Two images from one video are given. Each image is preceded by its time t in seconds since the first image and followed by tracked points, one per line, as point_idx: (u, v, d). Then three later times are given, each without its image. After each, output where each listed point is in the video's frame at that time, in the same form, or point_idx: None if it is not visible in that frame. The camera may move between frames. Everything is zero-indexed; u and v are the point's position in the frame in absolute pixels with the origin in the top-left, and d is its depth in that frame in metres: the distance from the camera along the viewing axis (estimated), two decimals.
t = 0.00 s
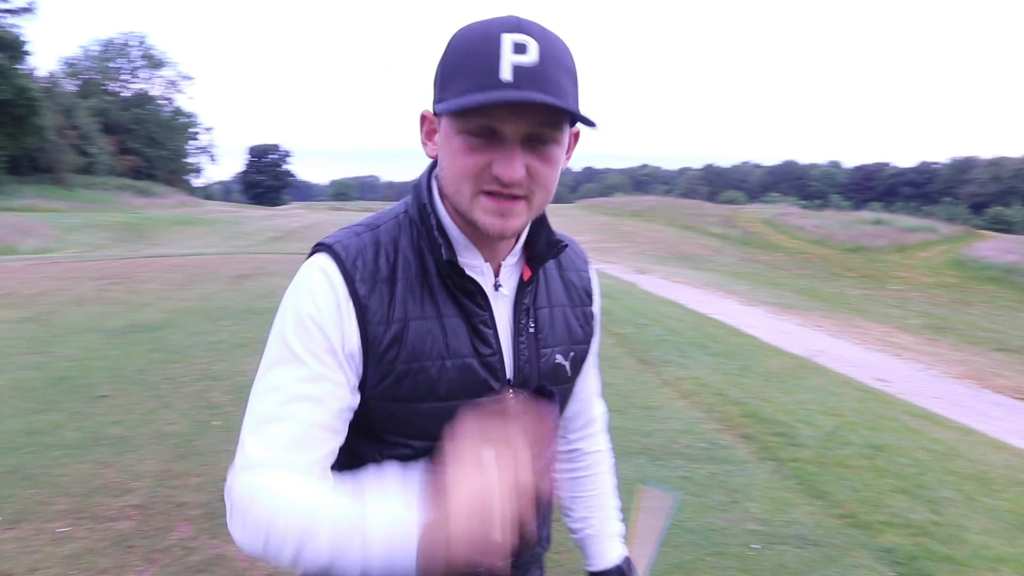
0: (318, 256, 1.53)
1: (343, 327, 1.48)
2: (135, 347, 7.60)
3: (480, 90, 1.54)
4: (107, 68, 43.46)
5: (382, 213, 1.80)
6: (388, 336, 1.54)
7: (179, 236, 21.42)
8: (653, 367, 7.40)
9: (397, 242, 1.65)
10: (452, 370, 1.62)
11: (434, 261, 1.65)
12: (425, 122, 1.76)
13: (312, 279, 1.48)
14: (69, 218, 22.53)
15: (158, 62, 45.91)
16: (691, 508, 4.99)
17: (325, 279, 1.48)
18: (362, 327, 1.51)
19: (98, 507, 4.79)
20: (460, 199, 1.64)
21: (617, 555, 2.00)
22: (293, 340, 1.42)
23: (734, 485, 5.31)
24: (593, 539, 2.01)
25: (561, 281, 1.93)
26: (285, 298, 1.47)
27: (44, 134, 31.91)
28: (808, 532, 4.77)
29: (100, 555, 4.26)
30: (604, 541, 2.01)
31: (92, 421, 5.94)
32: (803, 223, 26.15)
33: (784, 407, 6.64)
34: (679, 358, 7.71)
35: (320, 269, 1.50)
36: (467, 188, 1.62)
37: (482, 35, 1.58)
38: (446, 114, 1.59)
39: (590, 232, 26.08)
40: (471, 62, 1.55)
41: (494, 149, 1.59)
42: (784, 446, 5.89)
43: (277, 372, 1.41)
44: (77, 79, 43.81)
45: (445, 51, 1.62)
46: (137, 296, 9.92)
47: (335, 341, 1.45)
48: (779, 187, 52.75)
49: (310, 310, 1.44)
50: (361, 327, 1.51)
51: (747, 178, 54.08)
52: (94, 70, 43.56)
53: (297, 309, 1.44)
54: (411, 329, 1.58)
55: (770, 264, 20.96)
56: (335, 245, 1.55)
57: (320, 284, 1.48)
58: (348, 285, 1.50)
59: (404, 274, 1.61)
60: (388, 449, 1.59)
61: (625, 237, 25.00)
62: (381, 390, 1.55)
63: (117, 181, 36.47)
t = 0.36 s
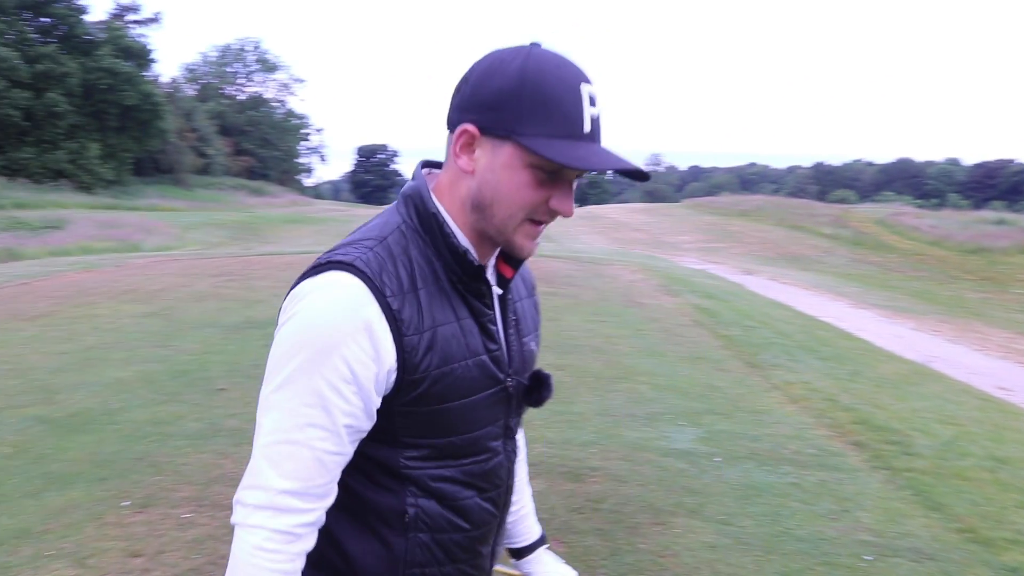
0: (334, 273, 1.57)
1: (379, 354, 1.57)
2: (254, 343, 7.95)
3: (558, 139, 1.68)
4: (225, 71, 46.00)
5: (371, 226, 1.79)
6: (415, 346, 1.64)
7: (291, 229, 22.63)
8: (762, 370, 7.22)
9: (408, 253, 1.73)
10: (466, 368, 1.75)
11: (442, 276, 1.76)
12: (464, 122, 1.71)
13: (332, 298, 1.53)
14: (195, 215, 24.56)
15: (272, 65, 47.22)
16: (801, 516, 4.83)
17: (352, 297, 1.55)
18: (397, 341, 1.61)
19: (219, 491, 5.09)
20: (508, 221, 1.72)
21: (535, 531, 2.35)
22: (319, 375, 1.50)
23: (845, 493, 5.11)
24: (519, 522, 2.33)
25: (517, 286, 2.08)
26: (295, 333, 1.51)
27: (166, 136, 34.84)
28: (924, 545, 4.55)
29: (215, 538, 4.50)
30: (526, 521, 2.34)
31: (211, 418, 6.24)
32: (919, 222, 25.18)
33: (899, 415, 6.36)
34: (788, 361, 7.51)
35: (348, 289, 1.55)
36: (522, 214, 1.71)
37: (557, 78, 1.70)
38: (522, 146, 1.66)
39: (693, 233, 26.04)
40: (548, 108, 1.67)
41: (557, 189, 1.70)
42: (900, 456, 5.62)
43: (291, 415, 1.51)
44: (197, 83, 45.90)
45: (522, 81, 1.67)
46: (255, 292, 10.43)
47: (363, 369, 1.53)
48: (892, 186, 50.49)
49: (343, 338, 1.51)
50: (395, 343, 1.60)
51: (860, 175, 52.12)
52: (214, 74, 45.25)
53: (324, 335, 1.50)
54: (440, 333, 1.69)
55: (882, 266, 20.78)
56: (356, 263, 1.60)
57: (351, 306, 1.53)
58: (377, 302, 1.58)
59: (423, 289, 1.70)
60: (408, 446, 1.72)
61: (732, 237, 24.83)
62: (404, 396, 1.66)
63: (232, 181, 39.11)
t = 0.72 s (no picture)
0: (297, 262, 1.63)
1: (338, 323, 1.64)
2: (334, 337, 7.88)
3: (481, 172, 1.87)
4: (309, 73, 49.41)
5: (315, 232, 1.78)
6: (365, 318, 1.72)
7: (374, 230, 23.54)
8: (846, 371, 7.12)
9: (353, 246, 1.78)
10: (403, 335, 1.84)
11: (379, 258, 1.83)
12: (404, 155, 1.86)
13: (299, 282, 1.58)
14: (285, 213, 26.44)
15: (353, 65, 50.62)
16: (887, 520, 4.74)
17: (315, 276, 1.61)
18: (352, 315, 1.68)
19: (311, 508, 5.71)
20: (435, 233, 1.90)
21: (442, 496, 2.49)
22: (288, 344, 1.55)
23: (934, 498, 4.99)
24: (429, 488, 2.45)
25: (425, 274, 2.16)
26: (266, 309, 1.57)
27: (252, 136, 36.98)
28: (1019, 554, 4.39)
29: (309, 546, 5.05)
30: (435, 487, 2.46)
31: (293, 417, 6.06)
32: (1015, 224, 24.66)
33: (996, 421, 6.16)
34: (874, 363, 7.38)
35: (307, 271, 1.60)
36: (447, 226, 1.90)
37: (479, 123, 1.91)
38: (456, 176, 1.85)
39: (775, 234, 26.02)
40: (476, 149, 1.87)
41: (475, 211, 1.91)
42: (995, 462, 5.43)
43: (263, 379, 1.56)
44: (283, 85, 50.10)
45: (454, 127, 1.86)
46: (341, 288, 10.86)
47: (326, 335, 1.61)
48: (984, 185, 50.28)
49: (310, 313, 1.57)
50: (351, 317, 1.68)
51: (949, 174, 51.71)
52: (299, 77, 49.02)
53: (297, 310, 1.56)
54: (379, 307, 1.77)
55: (974, 267, 20.40)
56: (315, 251, 1.66)
57: (315, 284, 1.60)
58: (338, 281, 1.65)
59: (367, 270, 1.77)
60: (353, 406, 1.78)
61: (816, 237, 25.06)
62: (352, 364, 1.73)
63: (315, 179, 41.11)
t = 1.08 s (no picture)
0: (285, 217, 1.90)
1: (322, 263, 1.91)
2: (419, 331, 8.03)
3: (436, 129, 2.09)
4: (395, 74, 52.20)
5: (294, 190, 2.10)
6: (340, 259, 1.98)
7: (460, 233, 24.33)
8: (941, 375, 6.95)
9: (329, 203, 2.08)
10: (376, 279, 2.11)
11: (351, 214, 2.12)
12: (365, 116, 2.12)
13: (288, 232, 1.86)
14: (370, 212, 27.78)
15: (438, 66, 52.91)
16: (985, 528, 4.60)
17: (296, 226, 1.88)
18: (334, 259, 1.96)
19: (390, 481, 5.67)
20: (398, 186, 2.15)
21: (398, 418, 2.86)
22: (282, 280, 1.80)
23: None
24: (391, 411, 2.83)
25: (398, 225, 2.46)
26: (264, 255, 1.83)
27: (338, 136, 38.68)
28: None
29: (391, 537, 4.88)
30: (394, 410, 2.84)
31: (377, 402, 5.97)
32: None
33: None
34: (970, 367, 7.18)
35: (288, 223, 1.88)
36: (408, 180, 2.15)
37: (431, 86, 2.13)
38: (410, 134, 2.08)
39: (865, 236, 25.48)
40: (428, 106, 2.08)
41: (433, 164, 2.14)
42: None
43: (270, 315, 1.80)
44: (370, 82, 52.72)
45: (407, 91, 2.09)
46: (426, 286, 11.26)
47: (316, 271, 1.87)
48: None
49: (294, 249, 1.84)
50: (333, 260, 1.96)
51: None
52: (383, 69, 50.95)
53: (289, 254, 1.82)
54: (356, 254, 2.05)
55: None
56: (294, 207, 1.95)
57: (298, 234, 1.87)
58: (318, 231, 1.93)
59: (343, 223, 2.07)
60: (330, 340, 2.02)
61: (908, 237, 24.84)
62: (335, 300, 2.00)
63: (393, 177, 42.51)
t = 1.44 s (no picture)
0: (306, 206, 2.15)
1: (341, 253, 2.15)
2: (506, 327, 8.30)
3: (457, 154, 2.29)
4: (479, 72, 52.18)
5: (323, 184, 2.31)
6: (359, 247, 2.21)
7: (543, 233, 24.80)
8: None
9: (355, 198, 2.27)
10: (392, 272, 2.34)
11: (375, 210, 2.32)
12: (397, 130, 2.32)
13: (305, 216, 2.11)
14: (450, 210, 28.55)
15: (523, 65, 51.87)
16: None
17: (315, 211, 2.13)
18: (351, 254, 2.19)
19: (472, 470, 5.47)
20: (417, 196, 2.37)
21: (433, 382, 3.00)
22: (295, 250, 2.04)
23: None
24: (422, 374, 2.97)
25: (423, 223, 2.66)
26: (286, 236, 2.07)
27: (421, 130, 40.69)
28: None
29: (477, 534, 4.65)
30: (426, 374, 2.98)
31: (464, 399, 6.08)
32: None
33: None
34: None
35: (310, 210, 2.13)
36: (426, 194, 2.36)
37: (461, 113, 2.33)
38: (434, 154, 2.29)
39: (962, 235, 24.72)
40: (452, 130, 2.28)
41: (451, 182, 2.35)
42: None
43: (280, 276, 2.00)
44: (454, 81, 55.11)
45: (438, 115, 2.29)
46: (511, 283, 11.52)
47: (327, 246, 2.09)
48: None
49: (313, 232, 2.08)
50: (352, 255, 2.19)
51: None
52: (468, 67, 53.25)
53: (305, 238, 2.06)
54: (373, 250, 2.25)
55: None
56: (319, 199, 2.18)
57: (316, 222, 2.10)
58: (342, 230, 2.15)
59: (368, 219, 2.27)
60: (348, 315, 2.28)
61: (1010, 237, 24.05)
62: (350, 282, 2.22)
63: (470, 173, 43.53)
